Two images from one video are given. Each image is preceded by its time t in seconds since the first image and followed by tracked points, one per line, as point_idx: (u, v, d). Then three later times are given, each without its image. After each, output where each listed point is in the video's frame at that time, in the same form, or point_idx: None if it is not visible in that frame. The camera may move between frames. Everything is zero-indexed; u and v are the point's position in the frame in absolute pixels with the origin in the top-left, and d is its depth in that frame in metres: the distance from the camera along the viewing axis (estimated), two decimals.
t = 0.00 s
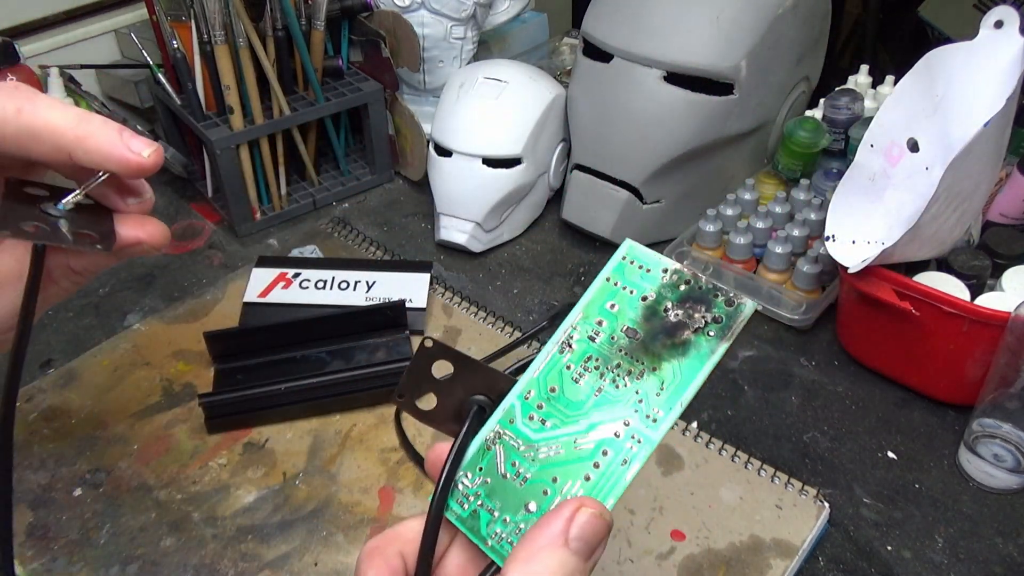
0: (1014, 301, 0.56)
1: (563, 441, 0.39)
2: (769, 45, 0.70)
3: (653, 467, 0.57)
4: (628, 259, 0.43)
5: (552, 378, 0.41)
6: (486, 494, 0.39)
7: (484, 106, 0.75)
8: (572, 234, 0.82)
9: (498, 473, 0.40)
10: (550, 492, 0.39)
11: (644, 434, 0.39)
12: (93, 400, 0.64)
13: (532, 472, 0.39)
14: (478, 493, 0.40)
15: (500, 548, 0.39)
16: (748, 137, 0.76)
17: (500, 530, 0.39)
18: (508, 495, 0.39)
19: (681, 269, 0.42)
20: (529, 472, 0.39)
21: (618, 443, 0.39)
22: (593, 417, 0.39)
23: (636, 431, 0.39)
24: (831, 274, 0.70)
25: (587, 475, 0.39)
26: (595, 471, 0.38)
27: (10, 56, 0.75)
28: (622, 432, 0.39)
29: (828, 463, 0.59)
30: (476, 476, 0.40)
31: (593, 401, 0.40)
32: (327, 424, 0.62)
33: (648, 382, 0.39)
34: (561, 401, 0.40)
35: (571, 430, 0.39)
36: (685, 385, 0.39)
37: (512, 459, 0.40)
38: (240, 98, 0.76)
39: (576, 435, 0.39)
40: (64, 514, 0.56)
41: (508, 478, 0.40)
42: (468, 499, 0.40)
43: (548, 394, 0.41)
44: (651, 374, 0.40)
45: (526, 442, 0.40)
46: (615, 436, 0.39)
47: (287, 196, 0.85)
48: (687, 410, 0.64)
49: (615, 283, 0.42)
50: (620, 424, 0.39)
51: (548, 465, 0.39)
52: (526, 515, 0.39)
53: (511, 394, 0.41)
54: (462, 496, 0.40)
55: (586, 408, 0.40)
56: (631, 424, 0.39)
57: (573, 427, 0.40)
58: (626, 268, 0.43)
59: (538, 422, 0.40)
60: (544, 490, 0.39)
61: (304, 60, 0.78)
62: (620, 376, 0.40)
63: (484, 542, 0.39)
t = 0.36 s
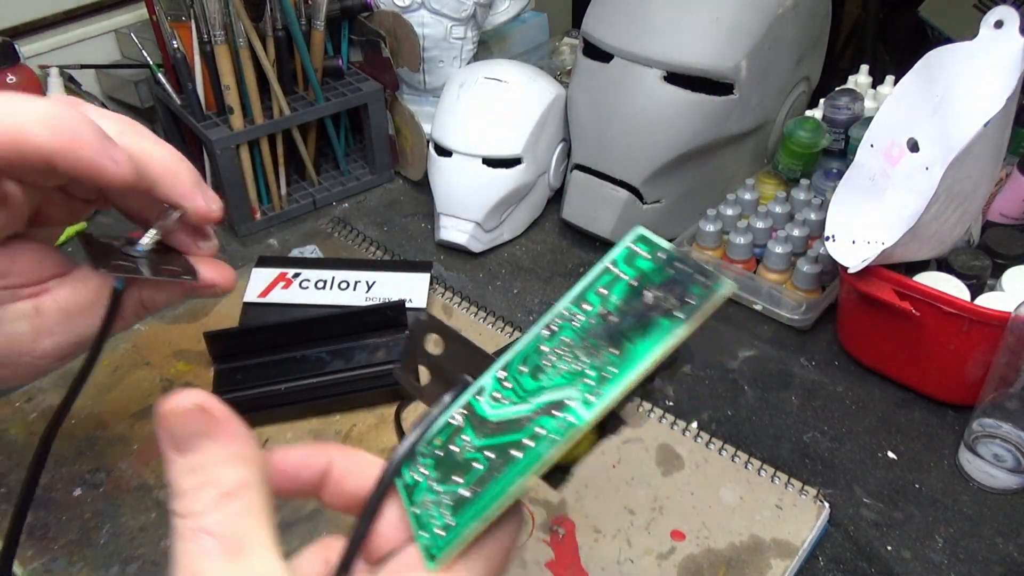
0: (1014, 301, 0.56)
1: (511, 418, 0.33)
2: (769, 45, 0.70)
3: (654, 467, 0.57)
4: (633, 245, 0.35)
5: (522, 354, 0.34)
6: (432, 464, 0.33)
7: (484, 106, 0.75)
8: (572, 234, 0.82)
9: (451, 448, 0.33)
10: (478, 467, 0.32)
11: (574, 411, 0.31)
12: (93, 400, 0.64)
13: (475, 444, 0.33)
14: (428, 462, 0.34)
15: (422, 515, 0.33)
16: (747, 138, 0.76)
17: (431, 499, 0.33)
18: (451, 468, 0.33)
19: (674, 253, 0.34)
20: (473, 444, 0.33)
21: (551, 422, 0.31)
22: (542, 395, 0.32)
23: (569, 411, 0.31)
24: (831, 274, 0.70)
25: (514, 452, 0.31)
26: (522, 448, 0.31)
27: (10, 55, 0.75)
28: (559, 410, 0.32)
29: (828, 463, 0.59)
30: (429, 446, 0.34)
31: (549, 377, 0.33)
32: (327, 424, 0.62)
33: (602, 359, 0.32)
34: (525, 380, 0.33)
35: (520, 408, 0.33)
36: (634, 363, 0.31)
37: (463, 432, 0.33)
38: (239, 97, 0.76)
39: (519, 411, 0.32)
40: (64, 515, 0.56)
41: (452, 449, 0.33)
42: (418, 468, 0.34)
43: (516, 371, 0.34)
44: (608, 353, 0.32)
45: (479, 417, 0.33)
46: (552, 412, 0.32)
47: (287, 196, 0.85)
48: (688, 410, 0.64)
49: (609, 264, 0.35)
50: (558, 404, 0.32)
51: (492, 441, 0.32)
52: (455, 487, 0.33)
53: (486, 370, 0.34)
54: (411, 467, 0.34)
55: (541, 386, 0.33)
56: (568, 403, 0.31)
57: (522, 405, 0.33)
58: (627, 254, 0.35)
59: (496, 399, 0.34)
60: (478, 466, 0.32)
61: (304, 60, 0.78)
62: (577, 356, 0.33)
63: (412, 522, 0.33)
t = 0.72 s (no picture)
0: (1014, 301, 0.56)
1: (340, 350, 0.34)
2: (769, 44, 0.70)
3: (653, 467, 0.57)
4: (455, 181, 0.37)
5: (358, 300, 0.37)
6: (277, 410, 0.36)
7: (484, 106, 0.75)
8: (572, 234, 0.82)
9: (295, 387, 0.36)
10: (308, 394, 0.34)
11: (380, 321, 0.33)
12: (93, 400, 0.64)
13: (309, 377, 0.35)
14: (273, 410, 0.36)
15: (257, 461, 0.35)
16: (747, 138, 0.76)
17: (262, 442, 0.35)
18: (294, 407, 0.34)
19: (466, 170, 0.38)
20: (310, 380, 0.35)
21: (355, 348, 0.33)
22: (359, 322, 0.34)
23: (377, 318, 0.33)
24: (831, 274, 0.70)
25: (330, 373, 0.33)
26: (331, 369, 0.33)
27: (10, 56, 0.75)
28: (365, 326, 0.33)
29: (828, 464, 0.59)
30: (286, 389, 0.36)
31: (371, 306, 0.35)
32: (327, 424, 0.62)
33: (399, 283, 0.34)
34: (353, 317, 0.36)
35: (346, 339, 0.34)
36: (428, 266, 0.33)
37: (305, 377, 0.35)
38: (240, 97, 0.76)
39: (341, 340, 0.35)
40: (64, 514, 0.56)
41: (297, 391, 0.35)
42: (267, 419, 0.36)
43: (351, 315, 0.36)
44: (415, 268, 0.34)
45: (316, 357, 0.36)
46: (365, 330, 0.33)
47: (287, 196, 0.85)
48: (688, 410, 0.64)
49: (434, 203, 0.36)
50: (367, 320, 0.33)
51: (320, 373, 0.35)
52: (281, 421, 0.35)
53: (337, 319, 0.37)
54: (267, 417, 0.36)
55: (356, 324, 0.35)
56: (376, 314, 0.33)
57: (344, 341, 0.34)
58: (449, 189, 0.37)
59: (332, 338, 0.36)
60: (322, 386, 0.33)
61: (304, 60, 0.78)
62: (392, 281, 0.35)
63: (249, 463, 0.36)
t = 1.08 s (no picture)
0: (1014, 301, 0.56)
1: (434, 367, 0.37)
2: (769, 45, 0.70)
3: (653, 467, 0.57)
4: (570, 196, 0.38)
5: (453, 311, 0.38)
6: (354, 415, 0.38)
7: (484, 106, 0.75)
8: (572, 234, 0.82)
9: (373, 398, 0.38)
10: (394, 417, 0.36)
11: (495, 357, 0.34)
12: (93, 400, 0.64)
13: (397, 393, 0.37)
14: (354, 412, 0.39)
15: (339, 465, 0.37)
16: (747, 138, 0.76)
17: (345, 450, 0.38)
18: (372, 415, 0.38)
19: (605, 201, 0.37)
20: (395, 394, 0.37)
21: (470, 369, 0.35)
22: (466, 344, 0.36)
23: (488, 356, 0.34)
24: (831, 274, 0.70)
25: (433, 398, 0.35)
26: (437, 396, 0.35)
27: (11, 56, 0.75)
28: (478, 357, 0.35)
29: (828, 463, 0.59)
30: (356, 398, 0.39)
31: (473, 329, 0.36)
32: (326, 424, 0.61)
33: (522, 310, 0.35)
34: (451, 331, 0.37)
35: (444, 357, 0.37)
36: (556, 308, 0.34)
37: (388, 384, 0.38)
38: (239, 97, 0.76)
39: (443, 361, 0.36)
40: (64, 515, 0.56)
41: (378, 400, 0.38)
42: (341, 420, 0.39)
43: (445, 324, 0.38)
44: (534, 301, 0.35)
45: (405, 367, 0.38)
46: (473, 360, 0.35)
47: (287, 196, 0.85)
48: (688, 410, 0.64)
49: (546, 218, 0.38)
50: (481, 348, 0.35)
51: (411, 390, 0.37)
52: (370, 434, 0.37)
53: (419, 326, 0.39)
54: (341, 420, 0.39)
55: (461, 338, 0.37)
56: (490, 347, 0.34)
57: (444, 356, 0.37)
58: (562, 207, 0.38)
59: (423, 349, 0.38)
60: (397, 412, 0.37)
61: (304, 60, 0.78)
62: (504, 305, 0.36)
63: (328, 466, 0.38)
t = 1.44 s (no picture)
0: (1014, 301, 0.56)
1: (432, 374, 0.36)
2: (769, 45, 0.70)
3: (653, 467, 0.57)
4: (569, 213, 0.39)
5: (454, 322, 0.38)
6: (356, 423, 0.38)
7: (484, 107, 0.75)
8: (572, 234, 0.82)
9: (375, 407, 0.38)
10: (393, 421, 0.36)
11: (487, 357, 0.34)
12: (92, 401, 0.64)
13: (396, 401, 0.37)
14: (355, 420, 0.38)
15: (337, 468, 0.37)
16: (747, 138, 0.76)
17: (344, 455, 0.37)
18: (373, 422, 0.37)
19: (595, 213, 0.38)
20: (396, 400, 0.37)
21: (465, 370, 0.35)
22: (463, 350, 0.36)
23: (482, 358, 0.34)
24: (831, 274, 0.70)
25: (429, 401, 0.35)
26: (433, 398, 0.35)
27: (10, 56, 0.75)
28: (473, 360, 0.35)
29: (828, 463, 0.59)
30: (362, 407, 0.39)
31: (471, 337, 0.36)
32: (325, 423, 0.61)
33: (516, 316, 0.35)
34: (452, 341, 0.37)
35: (443, 364, 0.36)
36: (546, 310, 0.34)
37: (390, 392, 0.38)
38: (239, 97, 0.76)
39: (441, 366, 0.36)
40: (64, 515, 0.56)
41: (379, 407, 0.38)
42: (343, 429, 0.39)
43: (446, 336, 0.38)
44: (526, 309, 0.35)
45: (405, 376, 0.38)
46: (468, 363, 0.35)
47: (287, 196, 0.85)
48: (688, 410, 0.64)
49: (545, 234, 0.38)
50: (476, 352, 0.35)
51: (410, 396, 0.36)
52: (369, 438, 0.37)
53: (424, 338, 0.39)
54: (344, 429, 0.38)
55: (460, 344, 0.36)
56: (483, 351, 0.35)
57: (443, 363, 0.36)
58: (562, 225, 0.38)
59: (423, 358, 0.38)
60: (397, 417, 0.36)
61: (304, 60, 0.78)
62: (498, 313, 0.36)
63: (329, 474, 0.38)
